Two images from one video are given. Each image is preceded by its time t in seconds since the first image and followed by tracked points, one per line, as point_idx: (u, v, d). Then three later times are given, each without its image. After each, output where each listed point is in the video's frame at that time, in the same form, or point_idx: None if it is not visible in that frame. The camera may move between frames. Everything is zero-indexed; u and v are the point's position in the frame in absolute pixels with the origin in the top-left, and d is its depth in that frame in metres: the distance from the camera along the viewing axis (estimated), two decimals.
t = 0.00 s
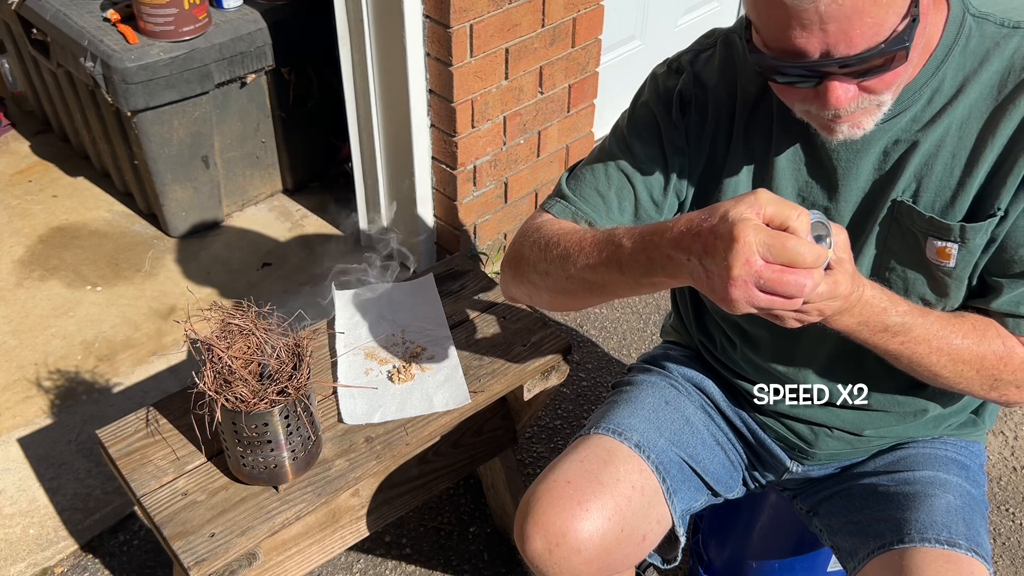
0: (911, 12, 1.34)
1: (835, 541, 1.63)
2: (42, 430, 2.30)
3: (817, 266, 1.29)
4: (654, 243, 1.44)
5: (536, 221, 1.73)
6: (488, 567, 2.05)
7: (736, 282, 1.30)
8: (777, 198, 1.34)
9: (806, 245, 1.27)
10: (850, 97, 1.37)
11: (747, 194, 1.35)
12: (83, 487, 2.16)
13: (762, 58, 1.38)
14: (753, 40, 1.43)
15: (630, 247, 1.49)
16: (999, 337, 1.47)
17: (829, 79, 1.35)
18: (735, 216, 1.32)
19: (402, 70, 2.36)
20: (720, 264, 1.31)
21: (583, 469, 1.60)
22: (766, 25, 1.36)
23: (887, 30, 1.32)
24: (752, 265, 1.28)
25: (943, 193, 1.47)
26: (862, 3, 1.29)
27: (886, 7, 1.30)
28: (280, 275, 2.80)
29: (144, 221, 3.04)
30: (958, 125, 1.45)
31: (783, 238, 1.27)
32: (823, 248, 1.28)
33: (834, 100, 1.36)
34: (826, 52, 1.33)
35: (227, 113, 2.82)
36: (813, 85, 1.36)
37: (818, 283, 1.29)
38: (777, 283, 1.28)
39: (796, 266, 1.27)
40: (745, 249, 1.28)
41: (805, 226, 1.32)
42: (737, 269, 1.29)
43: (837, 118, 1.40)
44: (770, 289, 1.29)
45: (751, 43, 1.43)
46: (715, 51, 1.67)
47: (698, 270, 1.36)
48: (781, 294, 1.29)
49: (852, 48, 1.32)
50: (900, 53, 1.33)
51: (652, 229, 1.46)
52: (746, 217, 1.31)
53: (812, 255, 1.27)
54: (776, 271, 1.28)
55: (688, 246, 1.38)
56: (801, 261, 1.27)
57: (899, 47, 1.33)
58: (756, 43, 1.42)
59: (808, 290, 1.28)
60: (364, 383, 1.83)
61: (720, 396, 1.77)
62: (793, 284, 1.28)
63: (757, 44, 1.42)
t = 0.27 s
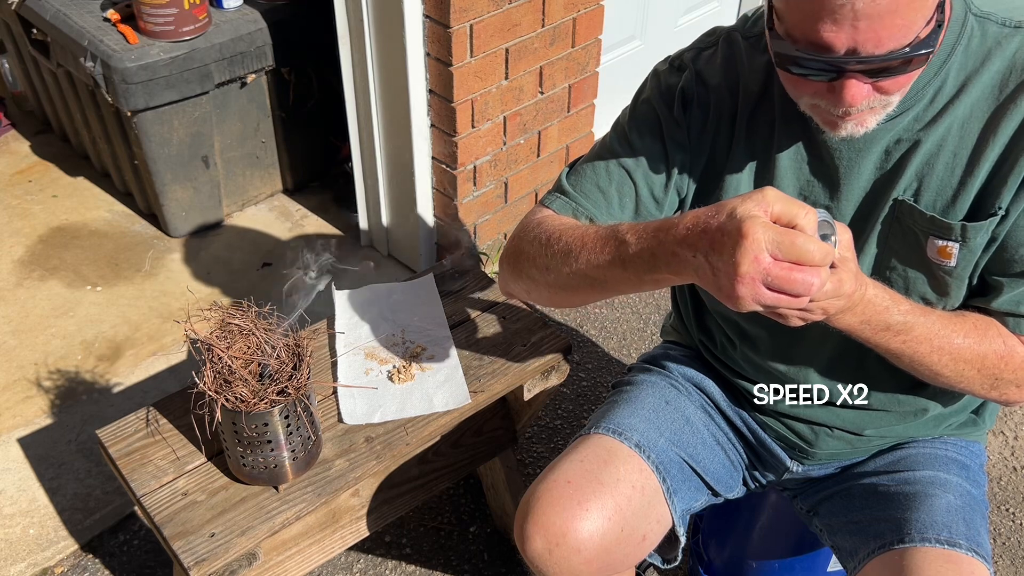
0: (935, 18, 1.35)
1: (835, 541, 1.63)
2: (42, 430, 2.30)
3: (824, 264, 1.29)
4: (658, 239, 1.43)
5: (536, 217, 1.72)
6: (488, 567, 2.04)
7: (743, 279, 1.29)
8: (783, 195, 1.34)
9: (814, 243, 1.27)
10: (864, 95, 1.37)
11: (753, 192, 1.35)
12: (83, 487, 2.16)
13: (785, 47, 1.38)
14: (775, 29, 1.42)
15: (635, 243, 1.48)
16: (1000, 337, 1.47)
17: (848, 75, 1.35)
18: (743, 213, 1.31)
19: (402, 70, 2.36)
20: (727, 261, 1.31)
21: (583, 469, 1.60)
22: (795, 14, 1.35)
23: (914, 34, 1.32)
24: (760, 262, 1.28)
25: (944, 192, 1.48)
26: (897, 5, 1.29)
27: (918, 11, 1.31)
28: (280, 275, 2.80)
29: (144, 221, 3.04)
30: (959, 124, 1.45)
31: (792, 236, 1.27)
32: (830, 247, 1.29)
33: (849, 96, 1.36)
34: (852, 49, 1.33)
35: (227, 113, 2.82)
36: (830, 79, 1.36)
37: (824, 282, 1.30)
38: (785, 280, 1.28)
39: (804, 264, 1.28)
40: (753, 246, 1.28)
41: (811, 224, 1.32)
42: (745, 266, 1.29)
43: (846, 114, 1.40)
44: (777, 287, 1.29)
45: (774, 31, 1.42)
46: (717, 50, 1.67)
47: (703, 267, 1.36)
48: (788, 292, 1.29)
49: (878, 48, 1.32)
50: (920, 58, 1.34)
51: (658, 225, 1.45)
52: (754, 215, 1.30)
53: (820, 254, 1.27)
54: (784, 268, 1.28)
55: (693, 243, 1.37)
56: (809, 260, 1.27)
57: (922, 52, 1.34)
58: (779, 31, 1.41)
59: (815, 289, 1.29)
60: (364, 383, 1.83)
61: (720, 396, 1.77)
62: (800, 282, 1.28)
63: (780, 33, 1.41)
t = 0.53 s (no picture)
0: (944, 22, 1.35)
1: (836, 540, 1.63)
2: (42, 430, 2.30)
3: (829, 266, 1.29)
4: (662, 238, 1.43)
5: (537, 214, 1.71)
6: (488, 567, 2.04)
7: (749, 281, 1.29)
8: (789, 197, 1.34)
9: (820, 244, 1.27)
10: (871, 95, 1.37)
11: (759, 193, 1.35)
12: (83, 487, 2.16)
13: (795, 44, 1.37)
14: (785, 25, 1.41)
15: (636, 243, 1.48)
16: (1002, 336, 1.47)
17: (857, 74, 1.35)
18: (749, 214, 1.31)
19: (402, 70, 2.36)
20: (732, 262, 1.31)
21: (583, 469, 1.60)
22: (807, 12, 1.34)
23: (925, 36, 1.33)
24: (766, 264, 1.28)
25: (947, 191, 1.48)
26: (911, 7, 1.29)
27: (930, 12, 1.31)
28: (280, 275, 2.80)
29: (144, 221, 3.04)
30: (962, 124, 1.45)
31: (798, 238, 1.27)
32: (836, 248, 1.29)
33: (856, 95, 1.36)
34: (862, 49, 1.32)
35: (227, 113, 2.82)
36: (838, 78, 1.35)
37: (829, 284, 1.30)
38: (790, 282, 1.28)
39: (809, 266, 1.28)
40: (759, 247, 1.28)
41: (816, 225, 1.32)
42: (750, 267, 1.28)
43: (851, 114, 1.40)
44: (782, 288, 1.29)
45: (784, 27, 1.41)
46: (720, 48, 1.67)
47: (708, 268, 1.36)
48: (793, 294, 1.29)
49: (889, 48, 1.32)
50: (928, 61, 1.34)
51: (660, 225, 1.45)
52: (760, 216, 1.30)
53: (826, 256, 1.27)
54: (790, 270, 1.28)
55: (698, 244, 1.37)
56: (814, 262, 1.27)
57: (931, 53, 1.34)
58: (789, 28, 1.40)
59: (820, 291, 1.29)
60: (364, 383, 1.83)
61: (721, 395, 1.77)
62: (806, 283, 1.28)
63: (789, 30, 1.40)
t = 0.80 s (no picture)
0: (947, 23, 1.36)
1: (836, 540, 1.63)
2: (42, 430, 2.30)
3: (832, 266, 1.29)
4: (665, 238, 1.43)
5: (537, 213, 1.71)
6: (488, 567, 2.04)
7: (752, 282, 1.29)
8: (791, 197, 1.34)
9: (823, 245, 1.27)
10: (874, 96, 1.37)
11: (761, 193, 1.35)
12: (83, 487, 2.16)
13: (799, 44, 1.37)
14: (789, 25, 1.41)
15: (638, 243, 1.48)
16: (1002, 336, 1.47)
17: (860, 75, 1.35)
18: (752, 215, 1.31)
19: (402, 70, 2.36)
20: (735, 263, 1.31)
21: (584, 469, 1.60)
22: (810, 12, 1.34)
23: (928, 37, 1.33)
24: (769, 264, 1.28)
25: (948, 191, 1.48)
26: (915, 7, 1.29)
27: (934, 13, 1.31)
28: (280, 275, 2.80)
29: (144, 221, 3.04)
30: (964, 124, 1.45)
31: (801, 239, 1.27)
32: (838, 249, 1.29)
33: (859, 96, 1.36)
34: (866, 49, 1.32)
35: (227, 113, 2.82)
36: (841, 78, 1.35)
37: (832, 284, 1.30)
38: (793, 283, 1.28)
39: (812, 266, 1.28)
40: (762, 248, 1.28)
41: (819, 226, 1.32)
42: (753, 268, 1.28)
43: (853, 114, 1.40)
44: (785, 289, 1.29)
45: (788, 27, 1.41)
46: (722, 48, 1.67)
47: (710, 268, 1.36)
48: (796, 294, 1.29)
49: (893, 49, 1.32)
50: (931, 62, 1.35)
51: (661, 225, 1.46)
52: (762, 217, 1.30)
53: (828, 257, 1.27)
54: (793, 271, 1.28)
55: (700, 244, 1.37)
56: (817, 262, 1.28)
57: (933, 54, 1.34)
58: (792, 28, 1.40)
59: (822, 291, 1.29)
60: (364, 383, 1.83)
61: (721, 395, 1.77)
62: (808, 284, 1.28)
63: (793, 30, 1.40)
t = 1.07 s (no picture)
0: (948, 24, 1.36)
1: (836, 540, 1.63)
2: (42, 430, 2.30)
3: (832, 266, 1.29)
4: (665, 238, 1.43)
5: (537, 213, 1.71)
6: (488, 567, 2.04)
7: (752, 281, 1.29)
8: (792, 198, 1.34)
9: (823, 245, 1.27)
10: (875, 96, 1.37)
11: (762, 194, 1.35)
12: (83, 487, 2.16)
13: (800, 44, 1.37)
14: (790, 25, 1.41)
15: (639, 243, 1.48)
16: (1002, 337, 1.47)
17: (861, 76, 1.35)
18: (753, 215, 1.31)
19: (402, 70, 2.36)
20: (735, 263, 1.31)
21: (583, 469, 1.60)
22: (812, 12, 1.34)
23: (929, 37, 1.33)
24: (770, 265, 1.28)
25: (948, 192, 1.48)
26: (916, 8, 1.29)
27: (935, 14, 1.31)
28: (281, 275, 2.80)
29: (144, 221, 3.04)
30: (964, 124, 1.45)
31: (802, 239, 1.27)
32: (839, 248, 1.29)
33: (860, 96, 1.36)
34: (867, 50, 1.32)
35: (227, 113, 2.82)
36: (842, 79, 1.35)
37: (832, 284, 1.30)
38: (794, 283, 1.28)
39: (813, 266, 1.28)
40: (763, 248, 1.28)
41: (819, 226, 1.32)
42: (754, 268, 1.28)
43: (854, 114, 1.40)
44: (785, 289, 1.29)
45: (789, 27, 1.41)
46: (722, 48, 1.67)
47: (711, 268, 1.36)
48: (797, 294, 1.29)
49: (894, 49, 1.32)
50: (932, 63, 1.35)
51: (661, 225, 1.46)
52: (763, 217, 1.30)
53: (829, 257, 1.27)
54: (793, 271, 1.28)
55: (701, 244, 1.37)
56: (818, 262, 1.28)
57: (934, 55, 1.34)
58: (793, 28, 1.40)
59: (823, 291, 1.29)
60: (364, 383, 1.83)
61: (721, 395, 1.77)
62: (809, 284, 1.28)
63: (794, 29, 1.40)
